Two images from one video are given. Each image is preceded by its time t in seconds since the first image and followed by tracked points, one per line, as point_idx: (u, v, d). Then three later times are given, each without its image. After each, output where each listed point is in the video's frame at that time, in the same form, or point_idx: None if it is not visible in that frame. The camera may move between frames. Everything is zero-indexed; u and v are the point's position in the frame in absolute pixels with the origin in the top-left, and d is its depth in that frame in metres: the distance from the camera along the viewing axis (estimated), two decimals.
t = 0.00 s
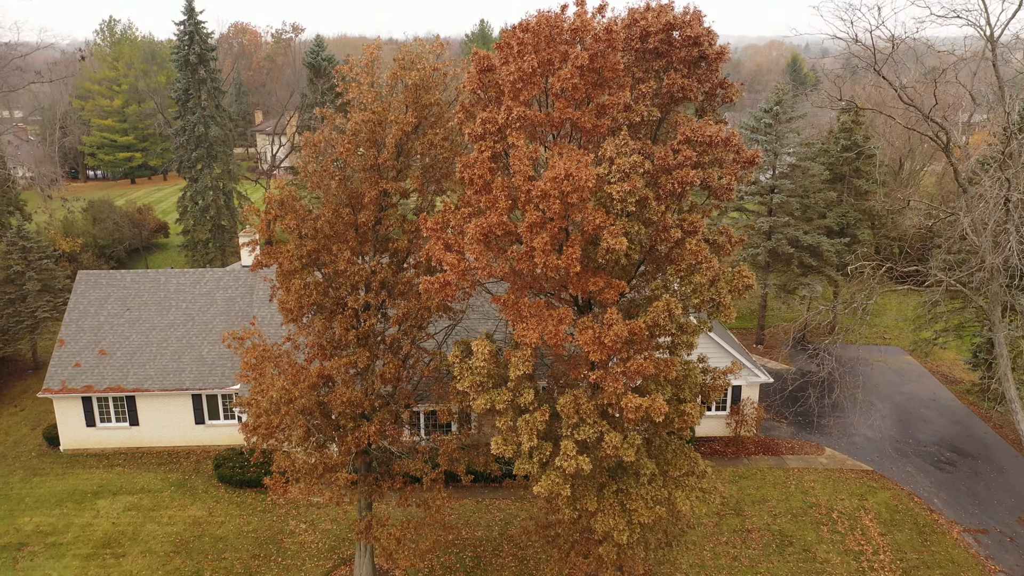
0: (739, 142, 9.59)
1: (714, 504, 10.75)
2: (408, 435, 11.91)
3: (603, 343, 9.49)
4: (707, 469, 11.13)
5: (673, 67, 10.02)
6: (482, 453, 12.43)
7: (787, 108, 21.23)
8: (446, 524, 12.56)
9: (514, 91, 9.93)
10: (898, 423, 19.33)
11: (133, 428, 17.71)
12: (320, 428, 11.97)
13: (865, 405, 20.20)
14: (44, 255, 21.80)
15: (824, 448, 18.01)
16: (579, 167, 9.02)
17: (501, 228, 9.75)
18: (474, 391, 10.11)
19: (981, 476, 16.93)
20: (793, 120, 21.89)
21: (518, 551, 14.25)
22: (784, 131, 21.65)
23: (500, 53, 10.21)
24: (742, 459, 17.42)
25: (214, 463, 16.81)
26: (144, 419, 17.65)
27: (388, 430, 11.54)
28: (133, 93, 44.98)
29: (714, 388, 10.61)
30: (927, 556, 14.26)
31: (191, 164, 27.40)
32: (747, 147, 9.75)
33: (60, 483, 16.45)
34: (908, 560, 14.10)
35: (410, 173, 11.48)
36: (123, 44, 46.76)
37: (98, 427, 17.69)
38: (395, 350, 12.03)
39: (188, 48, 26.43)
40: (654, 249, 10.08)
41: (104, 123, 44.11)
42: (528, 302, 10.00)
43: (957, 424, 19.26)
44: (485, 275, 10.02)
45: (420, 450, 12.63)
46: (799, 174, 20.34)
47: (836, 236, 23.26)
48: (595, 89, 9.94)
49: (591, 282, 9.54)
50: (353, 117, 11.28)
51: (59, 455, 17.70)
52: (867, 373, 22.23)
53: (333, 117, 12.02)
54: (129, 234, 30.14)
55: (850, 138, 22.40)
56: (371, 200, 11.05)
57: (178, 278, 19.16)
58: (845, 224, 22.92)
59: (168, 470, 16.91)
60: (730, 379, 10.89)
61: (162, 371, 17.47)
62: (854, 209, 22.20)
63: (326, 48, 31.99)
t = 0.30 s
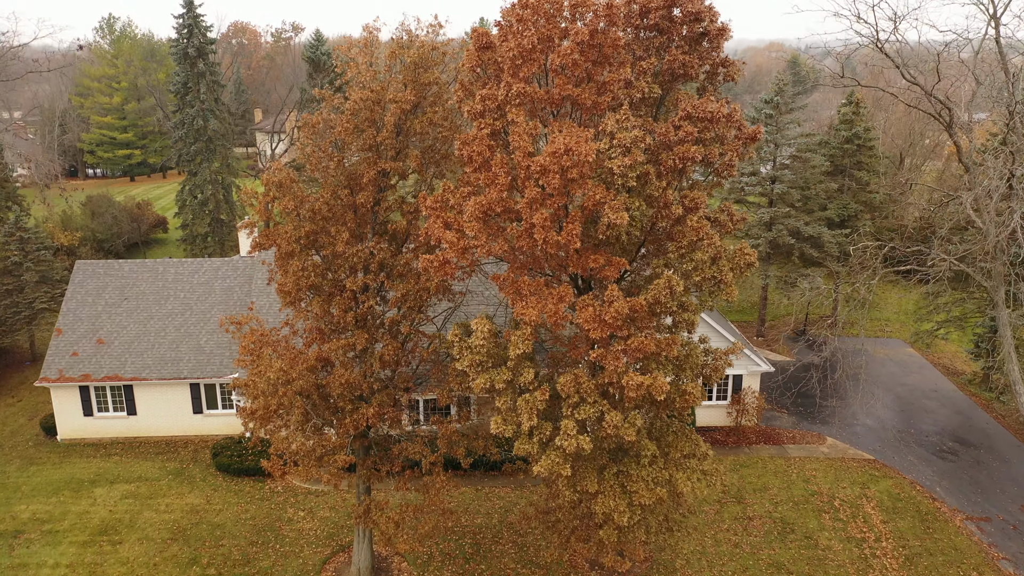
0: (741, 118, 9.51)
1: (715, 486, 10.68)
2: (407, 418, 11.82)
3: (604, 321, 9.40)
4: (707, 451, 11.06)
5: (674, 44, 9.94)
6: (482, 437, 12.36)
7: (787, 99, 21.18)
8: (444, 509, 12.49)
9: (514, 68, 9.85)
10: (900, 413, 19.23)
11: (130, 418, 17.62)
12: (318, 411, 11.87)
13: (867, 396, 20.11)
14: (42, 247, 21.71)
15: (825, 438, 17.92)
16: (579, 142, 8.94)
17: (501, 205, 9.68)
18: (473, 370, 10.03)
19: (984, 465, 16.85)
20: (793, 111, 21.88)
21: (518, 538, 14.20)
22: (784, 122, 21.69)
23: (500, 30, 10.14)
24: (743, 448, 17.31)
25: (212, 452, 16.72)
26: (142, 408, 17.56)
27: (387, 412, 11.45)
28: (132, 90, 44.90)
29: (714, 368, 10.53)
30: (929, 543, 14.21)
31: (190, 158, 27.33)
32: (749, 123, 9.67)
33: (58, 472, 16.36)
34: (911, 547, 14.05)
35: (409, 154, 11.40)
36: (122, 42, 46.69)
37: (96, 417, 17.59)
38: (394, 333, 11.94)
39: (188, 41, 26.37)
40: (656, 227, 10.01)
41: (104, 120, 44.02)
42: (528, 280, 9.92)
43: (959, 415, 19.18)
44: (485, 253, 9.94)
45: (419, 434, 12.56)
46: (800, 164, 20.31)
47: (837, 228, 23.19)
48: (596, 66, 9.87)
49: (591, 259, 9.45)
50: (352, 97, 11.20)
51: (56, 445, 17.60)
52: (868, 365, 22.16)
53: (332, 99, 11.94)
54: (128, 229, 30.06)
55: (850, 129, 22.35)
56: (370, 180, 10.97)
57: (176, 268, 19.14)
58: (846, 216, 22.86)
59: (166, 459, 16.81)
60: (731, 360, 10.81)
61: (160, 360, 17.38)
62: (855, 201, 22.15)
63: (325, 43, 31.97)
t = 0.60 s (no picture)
0: (743, 89, 9.41)
1: (717, 464, 10.61)
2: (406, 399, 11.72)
3: (605, 294, 9.30)
4: (708, 429, 10.97)
5: (675, 16, 9.83)
6: (481, 417, 12.28)
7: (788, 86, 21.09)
8: (444, 489, 12.40)
9: (514, 40, 9.73)
10: (902, 401, 19.15)
11: (128, 404, 17.52)
12: (316, 390, 11.78)
13: (869, 384, 20.01)
14: (39, 235, 21.60)
15: (827, 425, 17.83)
16: (580, 112, 8.83)
17: (500, 179, 9.58)
18: (472, 346, 9.94)
19: (986, 451, 16.78)
20: (794, 99, 21.81)
21: (518, 522, 14.15)
22: (785, 111, 21.61)
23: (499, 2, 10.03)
24: (744, 434, 17.22)
25: (210, 438, 16.64)
26: (139, 394, 17.46)
27: (386, 391, 11.36)
28: (131, 84, 44.74)
29: (717, 345, 10.43)
30: (932, 527, 14.16)
31: (189, 148, 27.23)
32: (751, 95, 9.57)
33: (55, 457, 16.26)
34: (913, 531, 13.99)
35: (408, 131, 11.29)
36: (121, 36, 46.53)
37: (93, 403, 17.50)
38: (393, 313, 11.83)
39: (187, 31, 26.31)
40: (657, 200, 9.92)
41: (102, 114, 43.86)
42: (527, 255, 9.82)
43: (960, 402, 19.08)
44: (484, 227, 9.83)
45: (418, 415, 12.47)
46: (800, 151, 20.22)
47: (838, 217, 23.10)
48: (596, 38, 9.77)
49: (592, 231, 9.35)
50: (350, 73, 11.08)
51: (53, 431, 17.51)
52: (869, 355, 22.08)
53: (330, 76, 11.83)
54: (126, 220, 29.95)
55: (852, 117, 22.26)
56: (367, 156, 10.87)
57: (174, 255, 19.08)
58: (847, 205, 22.75)
59: (164, 446, 16.71)
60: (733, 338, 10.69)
61: (158, 346, 17.28)
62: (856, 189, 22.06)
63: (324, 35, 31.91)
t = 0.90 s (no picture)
0: (744, 60, 9.31)
1: (719, 442, 10.53)
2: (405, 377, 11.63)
3: (605, 267, 9.20)
4: (709, 407, 10.90)
5: None
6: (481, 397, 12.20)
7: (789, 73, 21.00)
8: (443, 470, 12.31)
9: (513, 10, 9.63)
10: (903, 388, 19.06)
11: (125, 390, 17.42)
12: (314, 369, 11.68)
13: (870, 372, 19.92)
14: (37, 223, 21.50)
15: (828, 411, 17.75)
16: (580, 82, 8.74)
17: (500, 151, 9.49)
18: (471, 321, 9.84)
19: (988, 436, 16.69)
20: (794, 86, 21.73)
21: (517, 505, 14.09)
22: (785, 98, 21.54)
23: None
24: (745, 420, 17.13)
25: (208, 424, 16.54)
26: (137, 380, 17.36)
27: (385, 370, 11.27)
28: (130, 78, 44.62)
29: (718, 320, 10.34)
30: (934, 511, 14.07)
31: (188, 138, 27.17)
32: (753, 66, 9.47)
33: (52, 443, 16.17)
34: (915, 515, 13.90)
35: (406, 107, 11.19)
36: (120, 31, 46.41)
37: (90, 389, 17.39)
38: (392, 292, 11.74)
39: (185, 20, 26.28)
40: (658, 173, 9.82)
41: (101, 109, 43.73)
42: (527, 228, 9.72)
43: (962, 390, 18.99)
44: (484, 200, 9.74)
45: (417, 395, 12.41)
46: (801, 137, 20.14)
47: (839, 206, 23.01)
48: (596, 9, 9.67)
49: (592, 203, 9.25)
50: (348, 48, 10.98)
51: (51, 417, 17.43)
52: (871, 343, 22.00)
53: (327, 53, 11.73)
54: (124, 211, 29.85)
55: (852, 106, 22.22)
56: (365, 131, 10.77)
57: (172, 241, 19.01)
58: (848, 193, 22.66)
59: (162, 431, 16.61)
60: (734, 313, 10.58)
61: (156, 332, 17.19)
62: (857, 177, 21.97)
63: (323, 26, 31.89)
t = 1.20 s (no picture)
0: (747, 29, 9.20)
1: (721, 419, 10.45)
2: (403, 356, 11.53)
3: (606, 238, 9.09)
4: (710, 384, 10.80)
5: None
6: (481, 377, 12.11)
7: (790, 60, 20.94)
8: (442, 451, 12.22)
9: None
10: (905, 375, 18.97)
11: (123, 376, 17.30)
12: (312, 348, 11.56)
13: (872, 359, 19.84)
14: (35, 211, 21.42)
15: (829, 396, 17.65)
16: (580, 50, 8.64)
17: (499, 123, 9.40)
18: (471, 295, 9.73)
19: (990, 422, 16.61)
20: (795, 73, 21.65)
21: (517, 488, 14.01)
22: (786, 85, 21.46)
23: None
24: (747, 405, 17.03)
25: (206, 409, 16.45)
26: (135, 366, 17.24)
27: (384, 347, 11.17)
28: (129, 72, 44.48)
29: (721, 296, 10.21)
30: (937, 494, 13.97)
31: (186, 127, 27.09)
32: (756, 35, 9.36)
33: (49, 428, 16.06)
34: (918, 498, 13.81)
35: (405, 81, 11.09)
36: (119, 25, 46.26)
37: (87, 375, 17.27)
38: (391, 270, 11.62)
39: (183, 10, 26.23)
40: (659, 145, 9.73)
41: (100, 103, 43.59)
42: (527, 201, 9.61)
43: (965, 376, 18.91)
44: (483, 173, 9.64)
45: (416, 375, 12.31)
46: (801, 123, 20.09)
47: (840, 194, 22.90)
48: None
49: (593, 174, 9.15)
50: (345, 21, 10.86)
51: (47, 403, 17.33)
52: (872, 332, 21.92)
53: (325, 28, 11.62)
54: (123, 202, 29.76)
55: (853, 94, 22.17)
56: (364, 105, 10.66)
57: (170, 227, 18.93)
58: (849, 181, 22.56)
59: (160, 417, 16.51)
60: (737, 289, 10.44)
61: (154, 318, 17.09)
62: (859, 165, 21.87)
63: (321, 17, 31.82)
